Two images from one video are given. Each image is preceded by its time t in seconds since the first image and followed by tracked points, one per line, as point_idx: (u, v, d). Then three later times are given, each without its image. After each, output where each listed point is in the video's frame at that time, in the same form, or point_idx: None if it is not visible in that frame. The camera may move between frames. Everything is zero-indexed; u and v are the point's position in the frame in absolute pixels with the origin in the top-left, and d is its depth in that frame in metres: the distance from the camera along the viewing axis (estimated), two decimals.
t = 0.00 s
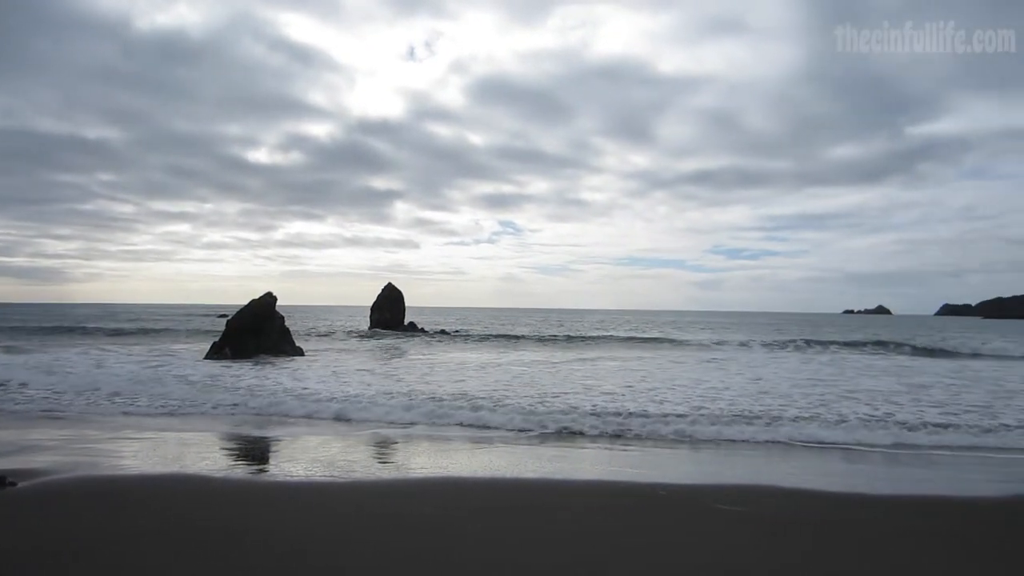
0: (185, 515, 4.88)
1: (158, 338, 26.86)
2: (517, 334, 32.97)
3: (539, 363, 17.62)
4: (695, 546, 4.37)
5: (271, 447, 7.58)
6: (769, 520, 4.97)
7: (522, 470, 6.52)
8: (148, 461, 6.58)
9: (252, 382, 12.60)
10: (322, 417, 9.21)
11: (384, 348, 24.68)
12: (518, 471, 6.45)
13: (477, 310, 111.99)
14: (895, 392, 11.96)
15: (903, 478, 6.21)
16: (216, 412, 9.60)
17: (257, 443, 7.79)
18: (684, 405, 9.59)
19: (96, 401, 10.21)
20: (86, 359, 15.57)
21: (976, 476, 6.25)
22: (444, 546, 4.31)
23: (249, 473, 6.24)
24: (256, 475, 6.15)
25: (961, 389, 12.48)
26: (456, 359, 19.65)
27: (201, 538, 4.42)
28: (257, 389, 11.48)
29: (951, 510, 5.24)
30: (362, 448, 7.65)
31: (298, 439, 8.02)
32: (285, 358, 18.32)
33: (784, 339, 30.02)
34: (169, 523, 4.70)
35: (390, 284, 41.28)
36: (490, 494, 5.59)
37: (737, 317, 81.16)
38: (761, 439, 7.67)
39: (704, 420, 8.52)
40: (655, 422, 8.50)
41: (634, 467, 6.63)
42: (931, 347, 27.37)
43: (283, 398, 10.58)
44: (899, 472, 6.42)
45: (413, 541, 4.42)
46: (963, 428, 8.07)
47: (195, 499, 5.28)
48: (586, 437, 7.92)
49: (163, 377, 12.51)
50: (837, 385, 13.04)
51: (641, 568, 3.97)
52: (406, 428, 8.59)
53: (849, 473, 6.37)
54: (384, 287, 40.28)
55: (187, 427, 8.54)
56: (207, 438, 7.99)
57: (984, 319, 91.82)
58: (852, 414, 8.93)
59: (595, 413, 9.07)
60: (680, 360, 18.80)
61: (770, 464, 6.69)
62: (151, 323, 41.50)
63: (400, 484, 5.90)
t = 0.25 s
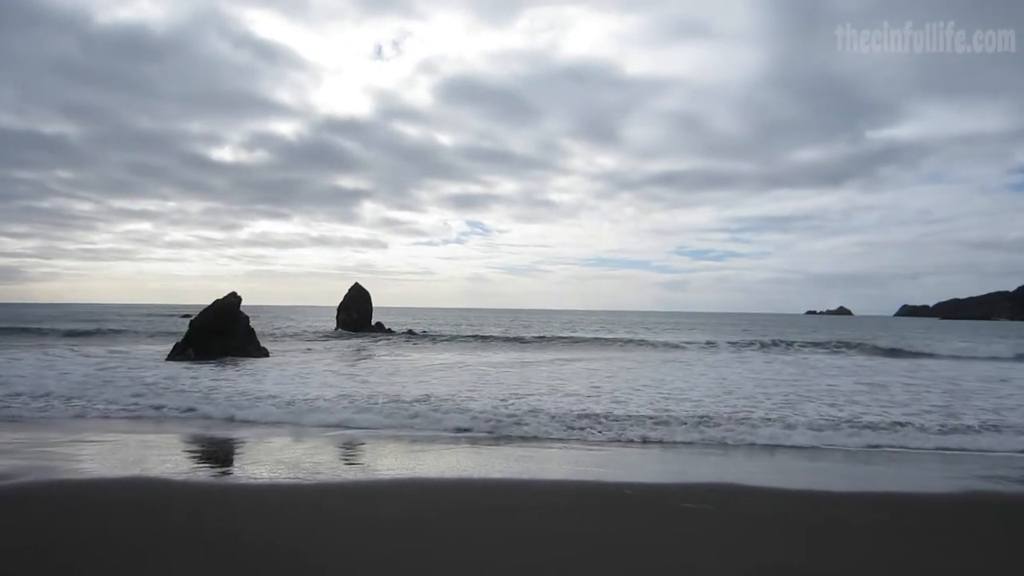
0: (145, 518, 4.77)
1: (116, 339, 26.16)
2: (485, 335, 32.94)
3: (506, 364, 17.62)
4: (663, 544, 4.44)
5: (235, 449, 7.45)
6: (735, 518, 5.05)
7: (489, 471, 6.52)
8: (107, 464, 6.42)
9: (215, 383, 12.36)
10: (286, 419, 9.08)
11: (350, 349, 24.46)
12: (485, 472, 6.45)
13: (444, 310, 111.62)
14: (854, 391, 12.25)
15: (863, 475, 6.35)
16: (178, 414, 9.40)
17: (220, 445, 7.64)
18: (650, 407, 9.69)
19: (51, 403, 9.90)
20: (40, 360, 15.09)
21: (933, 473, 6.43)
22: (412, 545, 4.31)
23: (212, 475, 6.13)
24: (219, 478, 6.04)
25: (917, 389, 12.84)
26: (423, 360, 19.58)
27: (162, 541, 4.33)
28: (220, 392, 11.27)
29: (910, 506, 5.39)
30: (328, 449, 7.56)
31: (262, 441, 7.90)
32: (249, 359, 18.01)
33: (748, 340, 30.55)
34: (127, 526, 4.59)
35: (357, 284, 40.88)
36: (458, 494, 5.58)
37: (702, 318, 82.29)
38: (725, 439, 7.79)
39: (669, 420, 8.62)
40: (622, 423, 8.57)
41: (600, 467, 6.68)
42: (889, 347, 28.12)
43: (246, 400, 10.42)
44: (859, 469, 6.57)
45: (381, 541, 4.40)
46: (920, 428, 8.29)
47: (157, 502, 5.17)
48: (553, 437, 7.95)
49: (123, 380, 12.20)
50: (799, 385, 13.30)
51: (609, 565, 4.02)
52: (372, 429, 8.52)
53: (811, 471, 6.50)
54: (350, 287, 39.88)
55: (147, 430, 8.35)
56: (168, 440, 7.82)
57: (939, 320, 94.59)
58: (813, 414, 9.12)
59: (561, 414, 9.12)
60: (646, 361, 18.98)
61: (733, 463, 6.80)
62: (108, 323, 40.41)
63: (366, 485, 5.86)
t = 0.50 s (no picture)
0: (108, 523, 4.66)
1: (74, 342, 25.45)
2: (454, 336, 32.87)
3: (474, 365, 17.59)
4: (634, 543, 4.48)
5: (200, 453, 7.31)
6: (705, 516, 5.13)
7: (457, 471, 6.54)
8: (66, 469, 6.24)
9: (178, 387, 12.11)
10: (251, 422, 8.94)
11: (318, 351, 24.21)
12: (453, 473, 6.45)
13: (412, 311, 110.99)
14: (817, 390, 12.51)
15: (826, 472, 6.49)
16: (139, 418, 9.18)
17: (184, 448, 7.49)
18: (618, 407, 9.78)
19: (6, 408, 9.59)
20: None
21: (894, 469, 6.59)
22: (384, 547, 4.29)
23: (176, 479, 6.00)
24: (183, 482, 5.92)
25: (877, 387, 13.17)
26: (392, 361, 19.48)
27: (125, 547, 4.23)
28: (183, 395, 11.04)
29: (872, 502, 5.53)
30: (295, 452, 7.47)
31: (227, 444, 7.77)
32: (213, 362, 17.68)
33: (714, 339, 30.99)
34: (90, 532, 4.47)
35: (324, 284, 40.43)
36: (426, 496, 5.56)
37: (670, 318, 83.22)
38: (692, 438, 7.90)
39: (637, 421, 8.71)
40: (591, 424, 8.63)
41: (569, 466, 6.72)
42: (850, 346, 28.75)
43: (210, 404, 10.25)
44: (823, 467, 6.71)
45: (352, 543, 4.37)
46: (881, 425, 8.51)
47: (119, 507, 5.05)
48: (521, 438, 7.97)
49: (81, 384, 11.87)
50: (764, 384, 13.53)
51: (583, 565, 4.05)
52: (340, 431, 8.43)
53: (776, 469, 6.62)
54: (317, 288, 39.41)
55: (107, 434, 8.15)
56: (130, 444, 7.63)
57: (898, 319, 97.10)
58: (777, 413, 9.29)
59: (530, 416, 9.16)
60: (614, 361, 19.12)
61: (700, 461, 6.89)
62: (65, 325, 39.28)
63: (335, 487, 5.80)
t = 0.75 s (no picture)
0: (67, 530, 4.53)
1: (30, 345, 24.66)
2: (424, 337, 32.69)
3: (443, 367, 17.54)
4: (603, 543, 4.51)
5: (163, 457, 7.16)
6: (674, 514, 5.19)
7: (425, 471, 6.53)
8: (23, 474, 6.06)
9: (139, 391, 11.84)
10: (215, 426, 8.79)
11: (285, 352, 23.87)
12: (422, 474, 6.43)
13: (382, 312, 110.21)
14: (781, 389, 12.74)
15: (791, 469, 6.61)
16: (98, 423, 8.96)
17: (147, 452, 7.33)
18: (587, 408, 9.84)
19: None
20: None
21: (857, 466, 6.75)
22: (356, 549, 4.26)
23: (138, 484, 5.87)
24: (147, 487, 5.80)
25: (839, 386, 13.45)
26: (360, 363, 19.33)
27: (89, 553, 4.14)
28: (145, 400, 10.79)
29: (837, 498, 5.65)
30: (261, 454, 7.37)
31: (192, 447, 7.63)
32: (177, 364, 17.31)
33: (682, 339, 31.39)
34: (50, 539, 4.35)
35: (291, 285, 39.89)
36: (396, 497, 5.54)
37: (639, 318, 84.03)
38: (660, 437, 7.98)
39: (606, 422, 8.78)
40: (560, 425, 8.67)
41: (538, 466, 6.75)
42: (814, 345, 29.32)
43: (174, 408, 10.04)
44: (789, 464, 6.83)
45: (323, 546, 4.34)
46: (844, 423, 8.70)
47: (82, 513, 4.94)
48: (490, 439, 7.97)
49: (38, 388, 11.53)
50: (730, 384, 13.73)
51: (554, 564, 4.09)
52: (306, 434, 8.35)
53: (742, 467, 6.73)
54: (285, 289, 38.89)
55: (66, 439, 7.93)
56: (90, 448, 7.45)
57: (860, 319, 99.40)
58: (743, 413, 9.44)
59: (498, 417, 9.17)
60: (583, 362, 19.20)
61: (667, 460, 6.98)
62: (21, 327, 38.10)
63: (302, 490, 5.73)
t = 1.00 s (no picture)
0: (23, 540, 4.41)
1: None
2: (393, 339, 32.45)
3: (412, 369, 17.44)
4: (571, 542, 4.54)
5: (124, 462, 7.01)
6: (642, 513, 5.23)
7: (393, 474, 6.49)
8: None
9: (99, 396, 11.56)
10: (178, 430, 8.62)
11: (252, 355, 23.50)
12: (390, 476, 6.39)
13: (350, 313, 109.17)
14: (746, 388, 12.95)
15: (756, 467, 6.71)
16: (56, 429, 8.72)
17: (107, 458, 7.16)
18: (556, 410, 9.87)
19: None
20: None
21: (821, 463, 6.88)
22: (324, 553, 4.23)
23: (98, 490, 5.73)
24: (107, 492, 5.67)
25: (803, 384, 13.73)
26: (328, 366, 19.13)
27: (48, 562, 4.04)
28: (105, 405, 10.54)
29: (801, 495, 5.76)
30: (226, 458, 7.26)
31: (154, 452, 7.48)
32: (139, 368, 16.94)
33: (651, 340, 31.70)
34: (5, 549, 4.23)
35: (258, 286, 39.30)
36: (363, 499, 5.51)
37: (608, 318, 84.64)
38: (628, 437, 8.05)
39: (575, 423, 8.82)
40: (529, 426, 8.69)
41: (507, 467, 6.76)
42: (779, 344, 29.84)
43: (135, 413, 9.83)
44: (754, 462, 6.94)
45: (289, 550, 4.30)
46: (807, 422, 8.87)
47: (40, 521, 4.81)
48: (460, 441, 7.96)
49: None
50: (697, 384, 13.91)
51: (522, 564, 4.11)
52: (273, 437, 8.25)
53: (708, 465, 6.82)
54: (251, 290, 38.31)
55: (20, 446, 7.70)
56: (47, 455, 7.25)
57: (823, 318, 101.50)
58: (710, 414, 9.57)
59: (467, 420, 9.15)
60: (553, 363, 19.28)
61: (635, 459, 7.05)
62: None
63: (268, 494, 5.66)
